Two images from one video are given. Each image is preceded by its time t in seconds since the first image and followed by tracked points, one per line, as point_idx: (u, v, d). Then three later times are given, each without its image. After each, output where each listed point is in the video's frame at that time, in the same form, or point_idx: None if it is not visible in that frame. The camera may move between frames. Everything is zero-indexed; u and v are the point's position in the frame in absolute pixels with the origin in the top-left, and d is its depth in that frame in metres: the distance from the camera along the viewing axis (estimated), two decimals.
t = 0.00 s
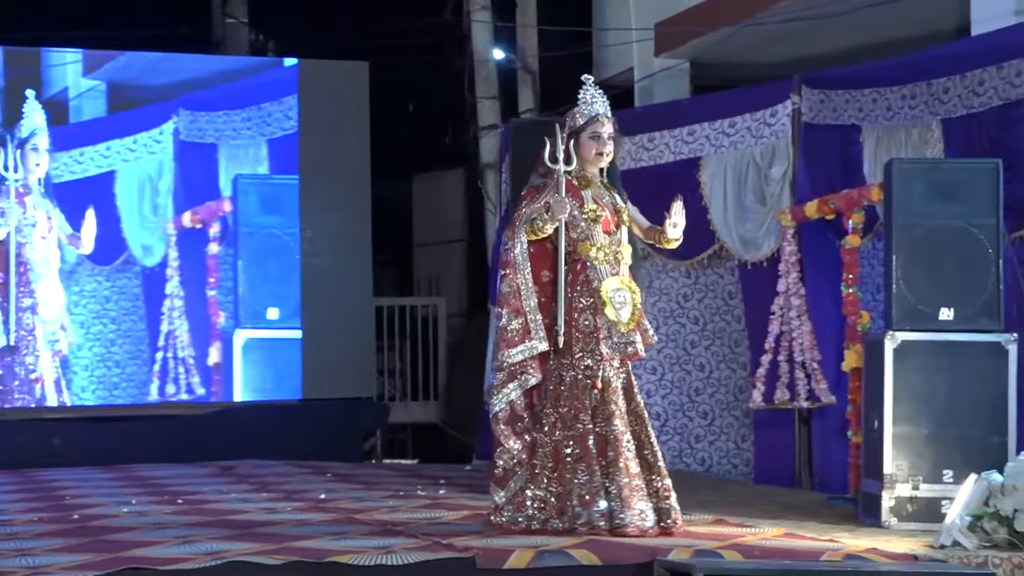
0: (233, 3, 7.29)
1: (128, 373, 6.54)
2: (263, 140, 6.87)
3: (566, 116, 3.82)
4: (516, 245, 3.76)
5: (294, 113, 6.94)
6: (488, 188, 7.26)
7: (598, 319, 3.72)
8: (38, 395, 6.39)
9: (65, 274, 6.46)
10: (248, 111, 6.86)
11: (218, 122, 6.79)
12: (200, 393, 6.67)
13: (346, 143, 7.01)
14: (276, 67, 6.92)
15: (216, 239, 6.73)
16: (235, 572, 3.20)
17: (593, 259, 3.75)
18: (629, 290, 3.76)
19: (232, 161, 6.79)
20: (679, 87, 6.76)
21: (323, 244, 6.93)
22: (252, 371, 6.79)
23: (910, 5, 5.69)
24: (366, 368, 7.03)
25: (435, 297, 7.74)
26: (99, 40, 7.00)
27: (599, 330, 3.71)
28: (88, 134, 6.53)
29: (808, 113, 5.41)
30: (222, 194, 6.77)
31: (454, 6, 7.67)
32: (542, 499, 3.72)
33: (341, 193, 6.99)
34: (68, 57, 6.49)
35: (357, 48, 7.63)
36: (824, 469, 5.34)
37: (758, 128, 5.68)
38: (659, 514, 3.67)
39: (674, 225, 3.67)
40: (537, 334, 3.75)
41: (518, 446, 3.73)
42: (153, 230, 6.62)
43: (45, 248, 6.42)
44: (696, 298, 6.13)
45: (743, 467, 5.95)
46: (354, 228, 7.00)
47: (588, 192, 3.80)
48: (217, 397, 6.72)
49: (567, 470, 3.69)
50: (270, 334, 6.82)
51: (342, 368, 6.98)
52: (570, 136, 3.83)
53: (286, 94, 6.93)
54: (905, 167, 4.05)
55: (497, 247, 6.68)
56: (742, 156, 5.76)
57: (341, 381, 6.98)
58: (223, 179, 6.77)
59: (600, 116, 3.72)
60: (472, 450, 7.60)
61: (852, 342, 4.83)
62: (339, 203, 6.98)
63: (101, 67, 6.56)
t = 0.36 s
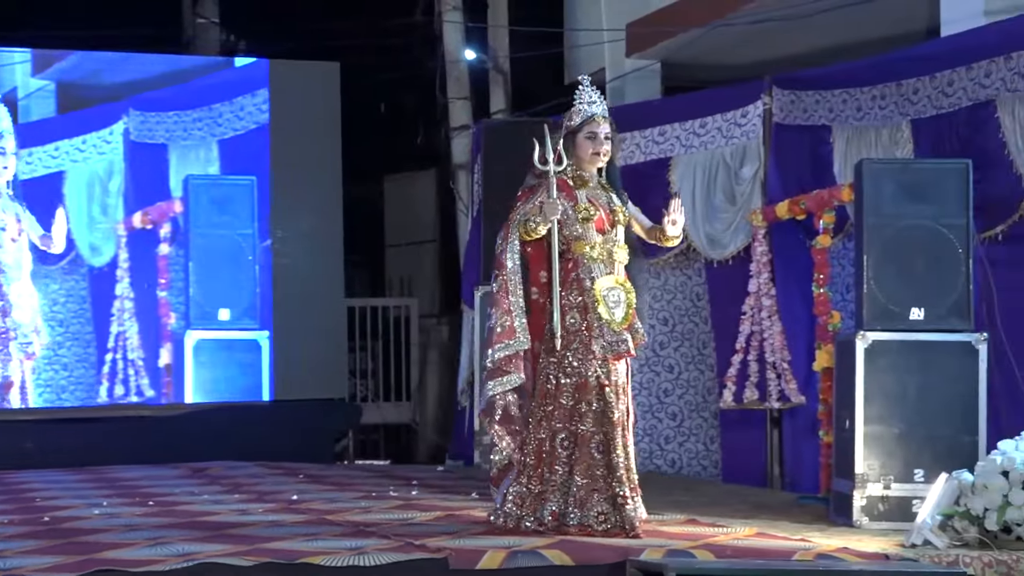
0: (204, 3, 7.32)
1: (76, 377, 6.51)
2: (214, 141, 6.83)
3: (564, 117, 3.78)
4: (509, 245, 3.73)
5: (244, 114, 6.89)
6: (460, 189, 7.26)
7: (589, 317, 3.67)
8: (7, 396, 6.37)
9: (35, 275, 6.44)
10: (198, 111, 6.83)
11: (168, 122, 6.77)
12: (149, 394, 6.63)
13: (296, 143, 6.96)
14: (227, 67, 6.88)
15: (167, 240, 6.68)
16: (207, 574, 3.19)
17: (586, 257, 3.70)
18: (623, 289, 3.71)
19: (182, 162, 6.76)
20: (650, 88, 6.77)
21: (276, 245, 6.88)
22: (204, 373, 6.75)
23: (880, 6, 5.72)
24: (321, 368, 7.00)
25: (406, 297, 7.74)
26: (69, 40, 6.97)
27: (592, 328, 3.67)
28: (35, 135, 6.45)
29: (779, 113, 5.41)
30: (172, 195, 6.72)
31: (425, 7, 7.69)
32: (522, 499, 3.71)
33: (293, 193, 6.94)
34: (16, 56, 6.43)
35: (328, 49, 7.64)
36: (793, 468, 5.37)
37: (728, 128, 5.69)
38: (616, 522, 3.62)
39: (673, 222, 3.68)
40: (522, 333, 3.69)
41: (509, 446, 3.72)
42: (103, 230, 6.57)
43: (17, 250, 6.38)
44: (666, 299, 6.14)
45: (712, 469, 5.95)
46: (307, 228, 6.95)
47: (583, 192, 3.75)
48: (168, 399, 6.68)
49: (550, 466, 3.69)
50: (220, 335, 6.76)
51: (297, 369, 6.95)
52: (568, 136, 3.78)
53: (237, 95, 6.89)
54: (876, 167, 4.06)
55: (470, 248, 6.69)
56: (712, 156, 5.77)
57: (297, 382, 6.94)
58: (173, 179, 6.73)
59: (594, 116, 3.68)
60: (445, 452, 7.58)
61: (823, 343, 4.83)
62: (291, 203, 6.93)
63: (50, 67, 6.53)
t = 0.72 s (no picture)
0: (180, 2, 7.25)
1: (34, 378, 6.44)
2: (174, 141, 6.79)
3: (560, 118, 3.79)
4: (494, 250, 3.75)
5: (204, 115, 6.87)
6: (437, 189, 7.26)
7: (569, 316, 3.69)
8: None
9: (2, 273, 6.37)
10: (160, 111, 6.79)
11: (129, 122, 6.73)
12: (109, 395, 6.58)
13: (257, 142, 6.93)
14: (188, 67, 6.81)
15: (127, 240, 6.64)
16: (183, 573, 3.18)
17: (571, 258, 3.71)
18: (608, 287, 3.70)
19: (143, 162, 6.72)
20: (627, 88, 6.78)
21: (235, 244, 6.88)
22: (165, 373, 6.71)
23: (856, 7, 5.74)
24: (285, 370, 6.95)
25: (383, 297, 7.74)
26: (45, 39, 6.95)
27: (570, 327, 3.68)
28: None
29: (755, 114, 5.44)
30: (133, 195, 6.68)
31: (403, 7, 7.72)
32: (511, 495, 3.71)
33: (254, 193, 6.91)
34: None
35: (304, 49, 7.64)
36: (773, 469, 5.37)
37: (705, 129, 5.70)
38: (586, 522, 3.57)
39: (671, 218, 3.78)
40: (504, 334, 3.71)
41: (504, 444, 3.75)
42: (62, 229, 6.53)
43: None
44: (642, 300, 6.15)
45: (685, 470, 5.95)
46: (267, 228, 6.92)
47: (574, 191, 3.73)
48: (128, 400, 6.64)
49: (525, 466, 3.69)
50: (181, 336, 6.73)
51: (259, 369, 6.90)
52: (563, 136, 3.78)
53: (198, 95, 6.86)
54: (852, 168, 4.08)
55: (447, 247, 6.69)
56: (687, 156, 5.79)
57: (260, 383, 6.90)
58: (134, 179, 6.69)
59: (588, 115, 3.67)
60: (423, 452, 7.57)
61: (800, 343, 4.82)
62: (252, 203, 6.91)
63: (10, 66, 6.46)
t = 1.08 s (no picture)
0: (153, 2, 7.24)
1: None
2: (130, 142, 6.73)
3: (564, 120, 3.83)
4: (492, 254, 3.85)
5: (161, 116, 6.80)
6: (411, 190, 7.26)
7: (569, 316, 3.71)
8: None
9: None
10: (116, 111, 6.72)
11: (85, 123, 6.66)
12: (65, 397, 6.49)
13: (213, 144, 6.87)
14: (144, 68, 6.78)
15: (84, 241, 6.56)
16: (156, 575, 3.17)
17: (570, 258, 3.74)
18: (610, 286, 3.73)
19: (99, 163, 6.65)
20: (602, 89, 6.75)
21: (191, 246, 6.82)
22: (121, 377, 6.63)
23: (830, 8, 5.75)
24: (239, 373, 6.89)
25: (357, 299, 7.72)
26: (18, 38, 6.92)
27: (571, 327, 3.71)
28: None
29: (728, 116, 5.47)
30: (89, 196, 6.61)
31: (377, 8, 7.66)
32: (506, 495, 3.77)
33: (210, 194, 6.85)
34: None
35: (275, 49, 7.66)
36: (748, 469, 5.38)
37: (679, 130, 5.71)
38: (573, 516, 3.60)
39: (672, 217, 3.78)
40: (498, 337, 3.83)
41: (500, 445, 3.84)
42: (17, 229, 6.45)
43: None
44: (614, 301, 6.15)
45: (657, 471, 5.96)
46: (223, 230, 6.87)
47: (574, 192, 3.77)
48: (84, 402, 6.54)
49: (523, 463, 3.74)
50: (137, 339, 6.64)
51: (214, 372, 6.84)
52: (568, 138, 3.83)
53: (155, 96, 6.81)
54: (825, 170, 4.09)
55: (421, 248, 6.68)
56: (661, 156, 5.80)
57: (214, 386, 6.84)
58: (90, 180, 6.62)
59: (590, 115, 3.70)
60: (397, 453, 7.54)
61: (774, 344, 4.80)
62: (208, 205, 6.85)
63: None
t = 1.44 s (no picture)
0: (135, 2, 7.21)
1: None
2: (97, 142, 6.69)
3: (555, 121, 3.84)
4: (486, 259, 3.88)
5: (128, 116, 6.79)
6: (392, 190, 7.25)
7: (556, 318, 3.73)
8: None
9: None
10: (82, 112, 6.69)
11: (51, 123, 6.62)
12: (32, 397, 6.44)
13: (179, 144, 6.88)
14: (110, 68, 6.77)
15: (50, 242, 6.50)
16: (136, 574, 3.17)
17: (558, 260, 3.75)
18: (595, 286, 3.72)
19: (65, 163, 6.60)
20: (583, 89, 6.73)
21: (158, 246, 6.78)
22: (88, 378, 6.59)
23: (810, 9, 5.77)
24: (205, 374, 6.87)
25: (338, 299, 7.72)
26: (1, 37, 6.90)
27: (558, 328, 3.72)
28: None
29: (710, 116, 5.46)
30: (56, 196, 6.56)
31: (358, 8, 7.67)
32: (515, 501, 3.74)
33: (176, 195, 6.83)
34: None
35: (256, 49, 7.65)
36: (727, 469, 5.41)
37: (660, 130, 5.71)
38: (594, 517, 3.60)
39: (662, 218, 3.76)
40: (507, 340, 3.84)
41: (507, 450, 3.83)
42: None
43: None
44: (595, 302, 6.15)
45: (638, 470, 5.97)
46: (188, 230, 6.86)
47: (562, 194, 3.78)
48: (50, 403, 6.49)
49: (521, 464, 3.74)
50: (104, 339, 6.62)
51: (181, 373, 6.83)
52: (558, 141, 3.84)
53: (121, 96, 6.78)
54: (806, 170, 4.08)
55: (402, 247, 6.68)
56: (643, 156, 5.80)
57: (179, 386, 6.83)
58: (57, 181, 6.57)
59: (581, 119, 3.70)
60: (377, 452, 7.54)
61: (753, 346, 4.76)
62: (174, 205, 6.83)
63: None
